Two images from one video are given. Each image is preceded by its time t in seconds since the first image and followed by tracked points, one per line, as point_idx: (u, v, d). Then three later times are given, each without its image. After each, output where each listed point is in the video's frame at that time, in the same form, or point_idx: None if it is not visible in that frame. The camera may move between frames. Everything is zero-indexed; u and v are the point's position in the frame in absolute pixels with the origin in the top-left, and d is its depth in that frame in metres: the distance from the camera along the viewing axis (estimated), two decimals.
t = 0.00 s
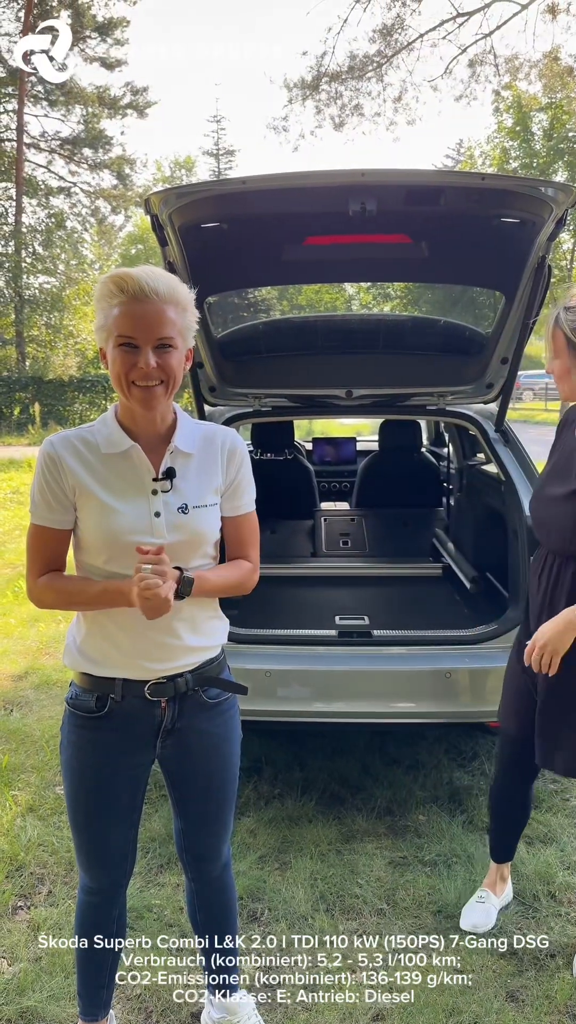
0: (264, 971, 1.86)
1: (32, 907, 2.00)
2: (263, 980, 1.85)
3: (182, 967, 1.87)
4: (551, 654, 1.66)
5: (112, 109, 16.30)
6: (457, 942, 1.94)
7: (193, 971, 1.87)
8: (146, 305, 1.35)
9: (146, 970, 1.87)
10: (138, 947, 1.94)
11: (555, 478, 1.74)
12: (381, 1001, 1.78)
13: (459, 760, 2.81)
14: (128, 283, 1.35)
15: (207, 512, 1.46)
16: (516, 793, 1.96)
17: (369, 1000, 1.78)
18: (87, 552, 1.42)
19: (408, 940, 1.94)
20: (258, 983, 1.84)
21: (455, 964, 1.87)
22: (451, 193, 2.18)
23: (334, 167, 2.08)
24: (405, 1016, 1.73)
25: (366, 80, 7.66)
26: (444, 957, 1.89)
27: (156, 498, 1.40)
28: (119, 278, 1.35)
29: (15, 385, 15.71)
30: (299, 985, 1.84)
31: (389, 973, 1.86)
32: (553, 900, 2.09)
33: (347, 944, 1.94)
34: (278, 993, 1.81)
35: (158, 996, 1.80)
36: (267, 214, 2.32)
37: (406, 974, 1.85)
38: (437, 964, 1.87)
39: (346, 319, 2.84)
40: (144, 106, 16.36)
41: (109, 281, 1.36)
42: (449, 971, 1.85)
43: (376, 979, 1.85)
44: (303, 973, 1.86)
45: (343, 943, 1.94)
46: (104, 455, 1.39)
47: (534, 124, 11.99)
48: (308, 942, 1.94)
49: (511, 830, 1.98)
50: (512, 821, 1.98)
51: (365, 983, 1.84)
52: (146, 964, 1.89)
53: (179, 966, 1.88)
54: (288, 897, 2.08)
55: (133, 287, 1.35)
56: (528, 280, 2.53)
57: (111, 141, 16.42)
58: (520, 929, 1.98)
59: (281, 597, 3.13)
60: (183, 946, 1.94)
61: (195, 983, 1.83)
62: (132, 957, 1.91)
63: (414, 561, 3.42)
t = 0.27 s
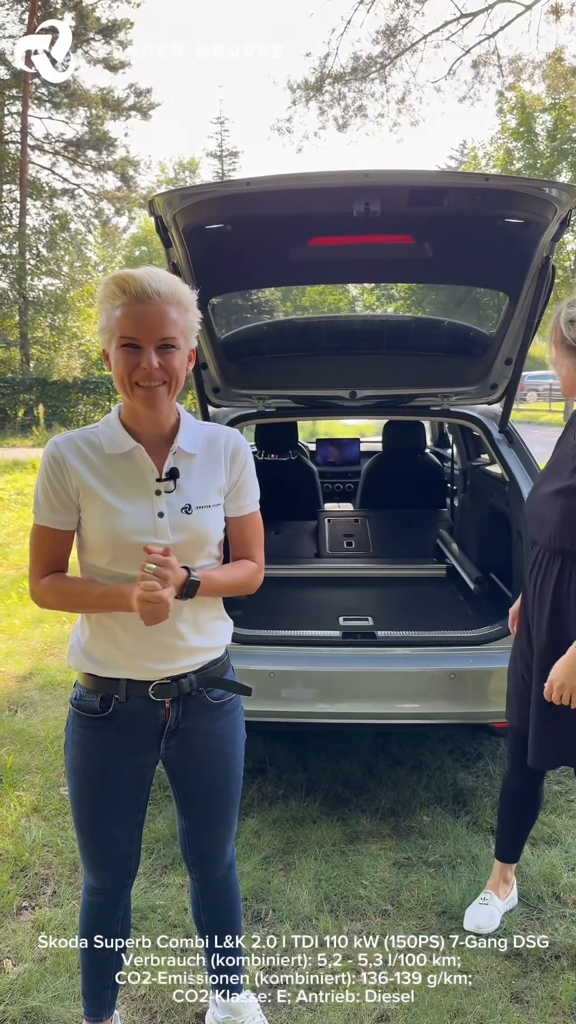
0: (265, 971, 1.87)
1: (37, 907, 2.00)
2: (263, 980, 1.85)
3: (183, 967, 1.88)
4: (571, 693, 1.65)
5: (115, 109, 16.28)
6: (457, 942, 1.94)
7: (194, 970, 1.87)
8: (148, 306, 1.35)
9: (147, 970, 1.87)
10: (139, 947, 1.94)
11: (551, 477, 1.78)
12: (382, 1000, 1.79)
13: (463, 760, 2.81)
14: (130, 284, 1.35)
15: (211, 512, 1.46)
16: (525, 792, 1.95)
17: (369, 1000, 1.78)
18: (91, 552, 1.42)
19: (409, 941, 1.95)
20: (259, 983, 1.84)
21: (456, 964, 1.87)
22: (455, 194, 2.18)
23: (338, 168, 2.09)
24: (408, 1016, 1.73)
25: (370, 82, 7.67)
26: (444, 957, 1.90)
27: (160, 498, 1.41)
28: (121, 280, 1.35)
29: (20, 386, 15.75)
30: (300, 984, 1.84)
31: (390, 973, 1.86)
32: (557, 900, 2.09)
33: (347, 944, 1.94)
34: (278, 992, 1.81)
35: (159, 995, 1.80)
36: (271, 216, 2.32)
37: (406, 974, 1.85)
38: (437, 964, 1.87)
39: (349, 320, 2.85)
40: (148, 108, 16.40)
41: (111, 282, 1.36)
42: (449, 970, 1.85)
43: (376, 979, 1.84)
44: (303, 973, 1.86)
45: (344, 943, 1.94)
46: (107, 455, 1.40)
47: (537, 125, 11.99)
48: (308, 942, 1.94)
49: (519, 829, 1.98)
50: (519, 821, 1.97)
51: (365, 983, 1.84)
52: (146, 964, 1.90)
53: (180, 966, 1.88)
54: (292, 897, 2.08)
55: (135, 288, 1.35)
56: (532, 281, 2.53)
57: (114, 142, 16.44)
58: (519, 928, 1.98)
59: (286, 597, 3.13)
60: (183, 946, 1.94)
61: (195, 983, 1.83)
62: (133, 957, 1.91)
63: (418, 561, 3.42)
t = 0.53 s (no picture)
0: (265, 971, 1.87)
1: (41, 908, 2.01)
2: (263, 980, 1.85)
3: (183, 967, 1.88)
4: None
5: (118, 110, 16.28)
6: (458, 942, 1.94)
7: (195, 970, 1.87)
8: (148, 304, 1.36)
9: (147, 970, 1.88)
10: (140, 947, 1.95)
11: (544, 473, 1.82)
12: (382, 1001, 1.79)
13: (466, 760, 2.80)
14: (129, 282, 1.36)
15: (215, 511, 1.46)
16: (530, 794, 1.95)
17: (370, 1000, 1.78)
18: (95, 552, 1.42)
19: (409, 941, 1.95)
20: (259, 983, 1.84)
21: (456, 964, 1.87)
22: (458, 194, 2.18)
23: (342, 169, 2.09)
24: (409, 1016, 1.73)
25: (373, 82, 7.65)
26: (444, 957, 1.90)
27: (164, 498, 1.41)
28: (120, 279, 1.35)
29: (23, 387, 15.78)
30: (300, 984, 1.84)
31: (390, 973, 1.86)
32: (562, 901, 2.09)
33: (348, 944, 1.94)
34: (278, 992, 1.82)
35: (158, 995, 1.81)
36: (274, 216, 2.32)
37: (406, 974, 1.85)
38: (437, 964, 1.87)
39: (353, 321, 2.85)
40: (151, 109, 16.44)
41: (111, 282, 1.36)
42: (449, 971, 1.86)
43: (377, 979, 1.85)
44: (304, 973, 1.87)
45: (344, 942, 1.94)
46: (110, 455, 1.40)
47: (541, 124, 11.99)
48: (309, 942, 1.95)
49: (527, 830, 1.98)
50: (526, 822, 1.97)
51: (366, 983, 1.84)
52: (147, 964, 1.90)
53: (181, 966, 1.88)
54: (296, 898, 2.08)
55: (133, 287, 1.35)
56: (535, 281, 2.53)
57: (117, 144, 16.47)
58: (518, 927, 1.99)
59: (289, 598, 3.13)
60: (184, 947, 1.95)
61: (196, 983, 1.84)
62: (134, 957, 1.92)
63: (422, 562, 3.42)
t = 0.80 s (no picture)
0: (265, 972, 1.87)
1: (43, 909, 2.00)
2: (264, 980, 1.85)
3: (183, 967, 1.88)
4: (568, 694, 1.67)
5: (119, 111, 16.29)
6: (459, 942, 1.94)
7: (194, 970, 1.87)
8: (152, 306, 1.35)
9: (147, 970, 1.88)
10: (140, 946, 1.95)
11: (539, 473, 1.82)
12: (381, 1000, 1.79)
13: (469, 761, 2.80)
14: (134, 284, 1.35)
15: (217, 511, 1.46)
16: (532, 794, 1.94)
17: (370, 1000, 1.79)
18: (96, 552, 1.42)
19: (409, 941, 1.95)
20: (259, 983, 1.84)
21: (456, 964, 1.87)
22: (460, 194, 2.18)
23: (343, 169, 2.09)
24: (410, 1016, 1.73)
25: (374, 82, 7.65)
26: (444, 957, 1.90)
27: (166, 497, 1.41)
28: (125, 281, 1.35)
29: (25, 388, 15.80)
30: (300, 984, 1.84)
31: (390, 973, 1.87)
32: (564, 902, 2.08)
33: (348, 944, 1.94)
34: (279, 992, 1.82)
35: (159, 996, 1.81)
36: (275, 217, 2.32)
37: (406, 974, 1.86)
38: (438, 964, 1.87)
39: (355, 321, 2.84)
40: (152, 109, 16.45)
41: (114, 283, 1.36)
42: (449, 971, 1.86)
43: (376, 979, 1.85)
44: (303, 973, 1.87)
45: (343, 942, 1.95)
46: (112, 455, 1.40)
47: (542, 124, 11.98)
48: (309, 942, 1.94)
49: (529, 832, 1.97)
50: (529, 823, 1.96)
51: (365, 983, 1.84)
52: (146, 964, 1.90)
53: (181, 966, 1.88)
54: (298, 899, 2.08)
55: (138, 288, 1.35)
56: (537, 281, 2.53)
57: (119, 144, 16.49)
58: (519, 928, 1.98)
59: (291, 599, 3.13)
60: (184, 947, 1.95)
61: (196, 983, 1.84)
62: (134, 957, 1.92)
63: (424, 562, 3.42)
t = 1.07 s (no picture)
0: (265, 972, 1.87)
1: (43, 909, 2.01)
2: (264, 980, 1.85)
3: (183, 967, 1.88)
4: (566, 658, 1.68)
5: (120, 111, 16.29)
6: (459, 942, 1.94)
7: (195, 969, 1.88)
8: (152, 307, 1.35)
9: (147, 970, 1.88)
10: (140, 947, 1.94)
11: (540, 471, 1.79)
12: (382, 1000, 1.79)
13: (470, 761, 2.80)
14: (134, 285, 1.35)
15: (217, 511, 1.46)
16: (531, 795, 1.94)
17: (370, 1000, 1.79)
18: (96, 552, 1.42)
19: (409, 941, 1.95)
20: (259, 983, 1.84)
21: (456, 965, 1.87)
22: (460, 194, 2.18)
23: (342, 169, 2.09)
24: (410, 1016, 1.73)
25: (374, 82, 7.65)
26: (444, 957, 1.90)
27: (165, 497, 1.41)
28: (125, 282, 1.35)
29: (26, 388, 15.80)
30: (300, 984, 1.84)
31: (389, 973, 1.87)
32: (565, 902, 2.08)
33: (348, 944, 1.94)
34: (278, 992, 1.82)
35: (160, 996, 1.80)
36: (275, 216, 2.32)
37: (406, 974, 1.86)
38: (437, 964, 1.87)
39: (355, 321, 2.84)
40: (152, 110, 16.45)
41: (114, 283, 1.36)
42: (448, 971, 1.86)
43: (376, 979, 1.85)
44: (303, 973, 1.87)
45: (343, 942, 1.95)
46: (112, 455, 1.40)
47: (543, 124, 11.98)
48: (309, 942, 1.95)
49: (530, 832, 1.97)
50: (531, 823, 1.96)
51: (364, 982, 1.84)
52: (146, 964, 1.90)
53: (180, 966, 1.88)
54: (299, 899, 2.08)
55: (138, 289, 1.35)
56: (537, 281, 2.53)
57: (120, 145, 16.50)
58: (520, 927, 1.98)
59: (292, 599, 3.13)
60: (184, 947, 1.95)
61: (196, 983, 1.84)
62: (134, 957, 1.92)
63: (424, 562, 3.42)
